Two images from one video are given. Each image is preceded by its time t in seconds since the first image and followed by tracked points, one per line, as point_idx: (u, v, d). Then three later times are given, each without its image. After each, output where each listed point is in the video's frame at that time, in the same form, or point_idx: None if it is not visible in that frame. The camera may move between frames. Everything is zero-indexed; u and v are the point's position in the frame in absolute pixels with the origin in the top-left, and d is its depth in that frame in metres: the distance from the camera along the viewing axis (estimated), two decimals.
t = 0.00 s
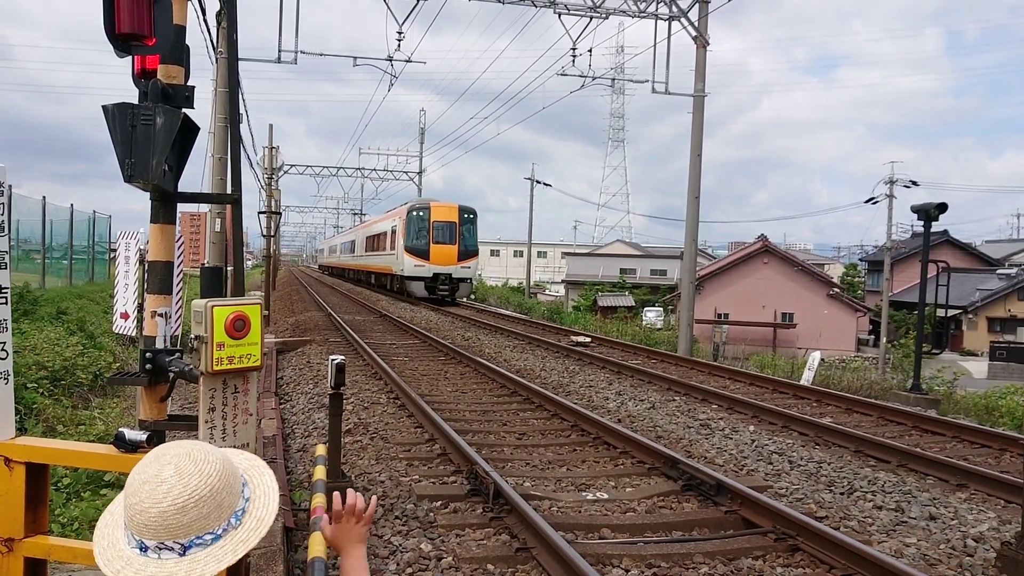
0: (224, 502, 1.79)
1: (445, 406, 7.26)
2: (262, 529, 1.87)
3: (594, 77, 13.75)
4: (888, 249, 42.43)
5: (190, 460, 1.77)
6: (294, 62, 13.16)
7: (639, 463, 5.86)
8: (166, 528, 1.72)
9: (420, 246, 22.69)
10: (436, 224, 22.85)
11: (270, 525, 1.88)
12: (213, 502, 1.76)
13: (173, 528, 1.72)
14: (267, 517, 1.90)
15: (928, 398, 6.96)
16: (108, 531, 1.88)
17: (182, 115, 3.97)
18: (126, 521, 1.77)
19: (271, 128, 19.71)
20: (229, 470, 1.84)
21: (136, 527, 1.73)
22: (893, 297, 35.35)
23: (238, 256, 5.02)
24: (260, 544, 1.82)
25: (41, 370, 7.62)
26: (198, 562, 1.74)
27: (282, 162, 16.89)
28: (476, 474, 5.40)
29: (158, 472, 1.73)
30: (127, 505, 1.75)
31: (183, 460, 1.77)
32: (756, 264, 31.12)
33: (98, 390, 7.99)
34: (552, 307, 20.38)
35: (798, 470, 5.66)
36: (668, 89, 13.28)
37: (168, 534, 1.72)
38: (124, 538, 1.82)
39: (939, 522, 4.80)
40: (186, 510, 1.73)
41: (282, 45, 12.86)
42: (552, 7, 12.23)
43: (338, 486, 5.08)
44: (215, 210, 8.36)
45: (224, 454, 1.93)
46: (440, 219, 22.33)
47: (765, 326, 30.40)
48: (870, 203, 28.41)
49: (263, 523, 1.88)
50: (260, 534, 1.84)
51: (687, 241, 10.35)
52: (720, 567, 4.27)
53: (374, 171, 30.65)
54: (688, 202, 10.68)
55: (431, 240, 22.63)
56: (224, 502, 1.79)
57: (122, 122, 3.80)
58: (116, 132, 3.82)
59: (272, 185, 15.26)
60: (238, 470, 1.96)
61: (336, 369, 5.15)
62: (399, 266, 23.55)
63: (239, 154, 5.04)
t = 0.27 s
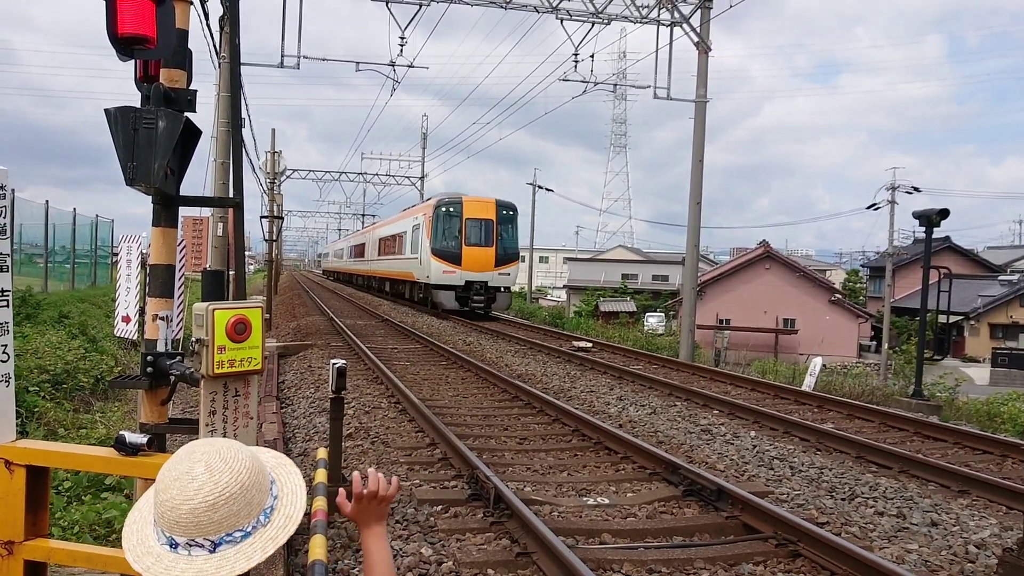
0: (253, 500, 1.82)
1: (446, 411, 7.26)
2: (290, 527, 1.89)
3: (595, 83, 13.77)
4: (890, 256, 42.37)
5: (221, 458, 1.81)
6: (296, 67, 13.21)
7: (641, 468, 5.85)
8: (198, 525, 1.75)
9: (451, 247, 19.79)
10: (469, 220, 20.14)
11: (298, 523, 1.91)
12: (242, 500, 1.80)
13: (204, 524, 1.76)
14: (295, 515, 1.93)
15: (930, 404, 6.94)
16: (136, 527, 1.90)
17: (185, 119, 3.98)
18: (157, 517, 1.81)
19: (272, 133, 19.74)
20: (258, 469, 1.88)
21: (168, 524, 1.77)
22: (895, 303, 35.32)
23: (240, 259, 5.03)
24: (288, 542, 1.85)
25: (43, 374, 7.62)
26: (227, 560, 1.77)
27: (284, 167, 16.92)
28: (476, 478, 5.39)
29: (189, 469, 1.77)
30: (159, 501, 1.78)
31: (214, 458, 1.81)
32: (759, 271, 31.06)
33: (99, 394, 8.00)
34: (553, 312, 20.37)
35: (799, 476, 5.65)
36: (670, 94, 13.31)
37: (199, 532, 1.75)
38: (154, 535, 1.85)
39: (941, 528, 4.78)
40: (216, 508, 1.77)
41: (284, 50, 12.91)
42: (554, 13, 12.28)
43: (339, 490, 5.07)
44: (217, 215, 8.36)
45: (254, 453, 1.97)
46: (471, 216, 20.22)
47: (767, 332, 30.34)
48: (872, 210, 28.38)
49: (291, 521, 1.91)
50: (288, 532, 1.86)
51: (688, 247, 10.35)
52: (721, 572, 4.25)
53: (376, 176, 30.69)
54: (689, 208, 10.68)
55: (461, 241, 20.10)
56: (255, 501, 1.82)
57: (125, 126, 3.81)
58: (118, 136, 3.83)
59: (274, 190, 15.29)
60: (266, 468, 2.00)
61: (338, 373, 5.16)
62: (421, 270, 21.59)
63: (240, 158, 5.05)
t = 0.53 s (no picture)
0: (268, 502, 1.83)
1: (448, 415, 7.25)
2: (305, 531, 1.89)
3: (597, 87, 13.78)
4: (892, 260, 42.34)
5: (239, 458, 1.82)
6: (298, 71, 13.26)
7: (643, 473, 5.84)
8: (212, 524, 1.76)
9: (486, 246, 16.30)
10: (526, 213, 16.39)
11: (312, 528, 1.90)
12: (257, 502, 1.80)
13: (218, 524, 1.76)
14: (310, 519, 1.93)
15: (933, 409, 6.92)
16: (153, 525, 1.92)
17: (188, 123, 3.98)
18: (173, 515, 1.82)
19: (274, 138, 19.77)
20: (275, 471, 1.88)
21: (183, 523, 1.78)
22: (897, 308, 35.26)
23: (242, 264, 5.03)
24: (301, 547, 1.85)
25: (45, 378, 7.62)
26: (239, 561, 1.78)
27: (286, 172, 16.94)
28: (479, 483, 5.38)
29: (206, 468, 1.78)
30: (175, 499, 1.80)
31: (231, 458, 1.82)
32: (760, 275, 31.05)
33: (101, 398, 8.00)
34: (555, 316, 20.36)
35: (802, 480, 5.64)
36: (671, 99, 13.31)
37: (213, 531, 1.76)
38: (171, 533, 1.86)
39: (944, 533, 4.77)
40: (231, 508, 1.77)
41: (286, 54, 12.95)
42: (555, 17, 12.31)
43: (340, 494, 5.06)
44: (219, 219, 8.37)
45: (272, 456, 1.97)
46: (530, 206, 16.20)
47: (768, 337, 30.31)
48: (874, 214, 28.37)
49: (306, 524, 1.91)
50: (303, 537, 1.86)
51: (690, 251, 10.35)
52: None
53: (378, 180, 30.72)
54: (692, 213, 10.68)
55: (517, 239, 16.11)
56: (271, 503, 1.83)
57: (127, 130, 3.81)
58: (121, 140, 3.82)
59: (276, 194, 15.32)
60: (283, 471, 2.00)
61: (340, 378, 5.15)
62: (455, 276, 18.24)
63: (243, 163, 5.06)
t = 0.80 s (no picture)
0: (261, 503, 1.83)
1: (449, 418, 7.25)
2: (299, 532, 1.88)
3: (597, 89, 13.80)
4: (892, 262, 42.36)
5: (232, 459, 1.83)
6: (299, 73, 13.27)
7: (644, 475, 5.84)
8: (206, 525, 1.77)
9: (592, 242, 10.87)
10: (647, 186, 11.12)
11: (307, 529, 1.89)
12: (250, 503, 1.81)
13: (210, 525, 1.77)
14: (305, 521, 1.92)
15: (933, 410, 6.93)
16: (152, 526, 1.94)
17: (188, 126, 3.98)
18: (169, 516, 1.84)
19: (274, 140, 19.78)
20: (269, 473, 1.89)
21: (176, 522, 1.79)
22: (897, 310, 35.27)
23: (243, 266, 5.03)
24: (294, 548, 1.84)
25: (45, 381, 7.62)
26: (232, 561, 1.78)
27: (286, 174, 16.96)
28: (480, 485, 5.38)
29: (199, 470, 1.80)
30: (170, 500, 1.81)
31: (224, 460, 1.83)
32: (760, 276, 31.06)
33: (102, 401, 7.99)
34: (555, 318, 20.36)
35: (803, 482, 5.64)
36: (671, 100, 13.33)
37: (204, 532, 1.77)
38: (167, 534, 1.87)
39: (945, 535, 4.77)
40: (223, 509, 1.78)
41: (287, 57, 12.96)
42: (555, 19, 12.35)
43: (341, 497, 5.06)
44: (219, 221, 8.37)
45: (269, 458, 1.98)
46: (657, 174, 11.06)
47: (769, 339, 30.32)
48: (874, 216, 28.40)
49: (300, 527, 1.90)
50: (296, 538, 1.85)
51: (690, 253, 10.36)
52: None
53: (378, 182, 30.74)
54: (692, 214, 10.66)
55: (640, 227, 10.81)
56: (263, 504, 1.83)
57: (128, 133, 3.81)
58: (121, 143, 3.82)
59: (276, 196, 15.32)
60: (280, 472, 2.00)
61: (340, 380, 5.15)
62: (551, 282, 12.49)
63: (243, 165, 5.06)
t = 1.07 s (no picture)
0: (240, 498, 1.83)
1: (449, 417, 7.25)
2: (280, 527, 1.86)
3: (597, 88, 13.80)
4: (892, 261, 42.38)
5: (209, 455, 1.84)
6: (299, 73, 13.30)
7: (644, 474, 5.84)
8: (185, 519, 1.79)
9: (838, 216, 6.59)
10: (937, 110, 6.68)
11: (287, 524, 1.87)
12: (228, 498, 1.81)
13: (189, 519, 1.79)
14: (288, 516, 1.90)
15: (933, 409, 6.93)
16: (146, 520, 1.98)
17: (188, 126, 3.99)
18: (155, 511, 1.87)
19: (274, 139, 19.78)
20: (251, 468, 1.89)
21: (160, 517, 1.82)
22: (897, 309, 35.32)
23: (243, 267, 5.03)
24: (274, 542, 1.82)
25: (45, 381, 7.62)
26: (212, 555, 1.78)
27: (286, 174, 16.96)
28: (480, 485, 5.38)
29: (180, 465, 1.81)
30: (156, 494, 1.84)
31: (204, 455, 1.84)
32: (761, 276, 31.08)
33: (102, 401, 7.99)
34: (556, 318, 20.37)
35: (803, 481, 5.64)
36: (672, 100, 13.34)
37: (182, 525, 1.79)
38: (157, 527, 1.91)
39: (945, 533, 4.77)
40: (200, 504, 1.79)
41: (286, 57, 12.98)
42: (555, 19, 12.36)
43: (342, 496, 5.07)
44: (219, 221, 8.36)
45: (255, 452, 1.98)
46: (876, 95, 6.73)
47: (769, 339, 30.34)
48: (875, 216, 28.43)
49: (282, 522, 1.87)
50: (275, 533, 1.83)
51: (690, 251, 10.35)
52: None
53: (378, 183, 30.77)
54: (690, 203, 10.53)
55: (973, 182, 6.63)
56: (241, 498, 1.83)
57: (128, 134, 3.81)
58: (120, 143, 3.83)
59: (277, 196, 15.32)
60: (267, 467, 2.00)
61: (341, 380, 5.15)
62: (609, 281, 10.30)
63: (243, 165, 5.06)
